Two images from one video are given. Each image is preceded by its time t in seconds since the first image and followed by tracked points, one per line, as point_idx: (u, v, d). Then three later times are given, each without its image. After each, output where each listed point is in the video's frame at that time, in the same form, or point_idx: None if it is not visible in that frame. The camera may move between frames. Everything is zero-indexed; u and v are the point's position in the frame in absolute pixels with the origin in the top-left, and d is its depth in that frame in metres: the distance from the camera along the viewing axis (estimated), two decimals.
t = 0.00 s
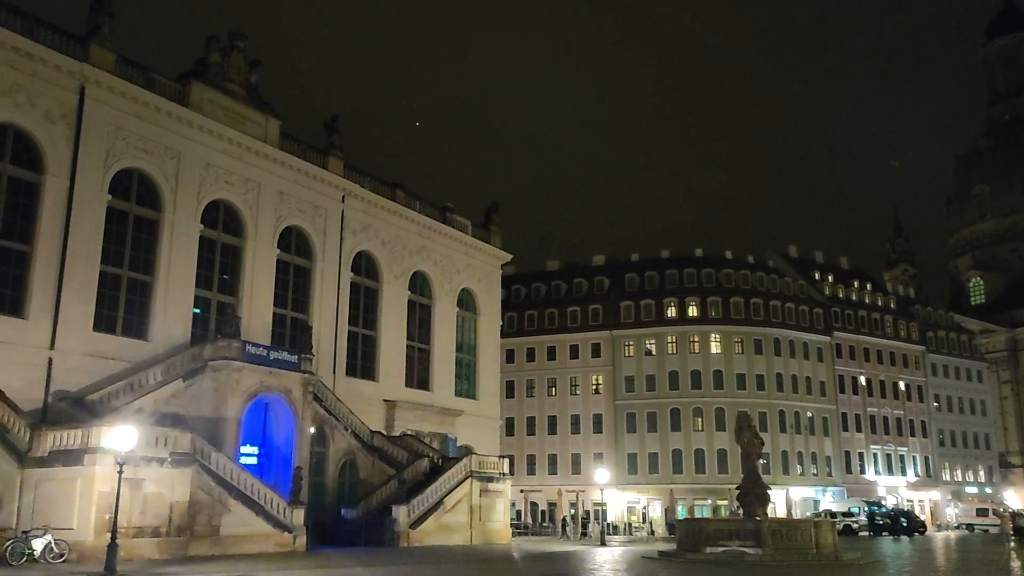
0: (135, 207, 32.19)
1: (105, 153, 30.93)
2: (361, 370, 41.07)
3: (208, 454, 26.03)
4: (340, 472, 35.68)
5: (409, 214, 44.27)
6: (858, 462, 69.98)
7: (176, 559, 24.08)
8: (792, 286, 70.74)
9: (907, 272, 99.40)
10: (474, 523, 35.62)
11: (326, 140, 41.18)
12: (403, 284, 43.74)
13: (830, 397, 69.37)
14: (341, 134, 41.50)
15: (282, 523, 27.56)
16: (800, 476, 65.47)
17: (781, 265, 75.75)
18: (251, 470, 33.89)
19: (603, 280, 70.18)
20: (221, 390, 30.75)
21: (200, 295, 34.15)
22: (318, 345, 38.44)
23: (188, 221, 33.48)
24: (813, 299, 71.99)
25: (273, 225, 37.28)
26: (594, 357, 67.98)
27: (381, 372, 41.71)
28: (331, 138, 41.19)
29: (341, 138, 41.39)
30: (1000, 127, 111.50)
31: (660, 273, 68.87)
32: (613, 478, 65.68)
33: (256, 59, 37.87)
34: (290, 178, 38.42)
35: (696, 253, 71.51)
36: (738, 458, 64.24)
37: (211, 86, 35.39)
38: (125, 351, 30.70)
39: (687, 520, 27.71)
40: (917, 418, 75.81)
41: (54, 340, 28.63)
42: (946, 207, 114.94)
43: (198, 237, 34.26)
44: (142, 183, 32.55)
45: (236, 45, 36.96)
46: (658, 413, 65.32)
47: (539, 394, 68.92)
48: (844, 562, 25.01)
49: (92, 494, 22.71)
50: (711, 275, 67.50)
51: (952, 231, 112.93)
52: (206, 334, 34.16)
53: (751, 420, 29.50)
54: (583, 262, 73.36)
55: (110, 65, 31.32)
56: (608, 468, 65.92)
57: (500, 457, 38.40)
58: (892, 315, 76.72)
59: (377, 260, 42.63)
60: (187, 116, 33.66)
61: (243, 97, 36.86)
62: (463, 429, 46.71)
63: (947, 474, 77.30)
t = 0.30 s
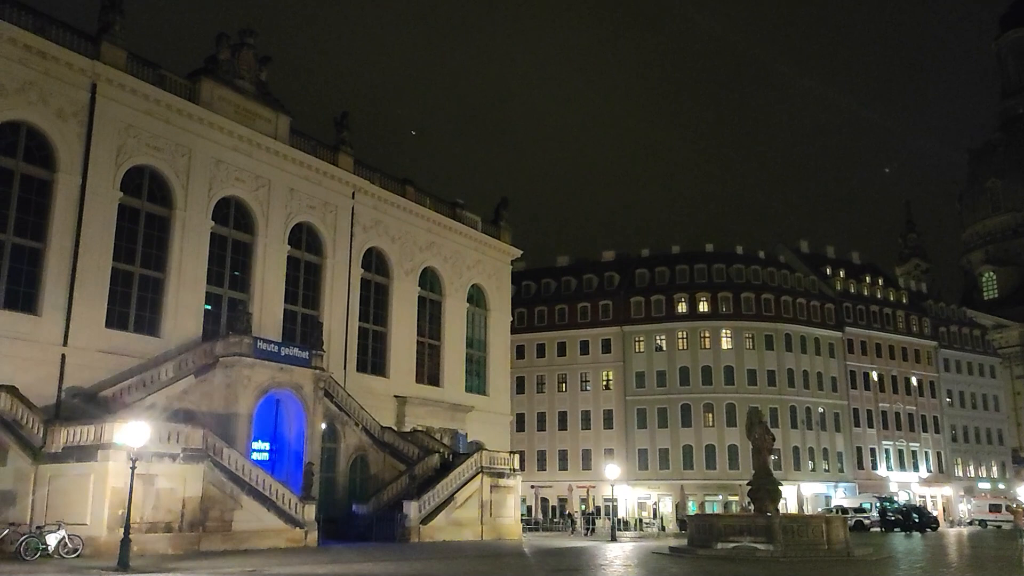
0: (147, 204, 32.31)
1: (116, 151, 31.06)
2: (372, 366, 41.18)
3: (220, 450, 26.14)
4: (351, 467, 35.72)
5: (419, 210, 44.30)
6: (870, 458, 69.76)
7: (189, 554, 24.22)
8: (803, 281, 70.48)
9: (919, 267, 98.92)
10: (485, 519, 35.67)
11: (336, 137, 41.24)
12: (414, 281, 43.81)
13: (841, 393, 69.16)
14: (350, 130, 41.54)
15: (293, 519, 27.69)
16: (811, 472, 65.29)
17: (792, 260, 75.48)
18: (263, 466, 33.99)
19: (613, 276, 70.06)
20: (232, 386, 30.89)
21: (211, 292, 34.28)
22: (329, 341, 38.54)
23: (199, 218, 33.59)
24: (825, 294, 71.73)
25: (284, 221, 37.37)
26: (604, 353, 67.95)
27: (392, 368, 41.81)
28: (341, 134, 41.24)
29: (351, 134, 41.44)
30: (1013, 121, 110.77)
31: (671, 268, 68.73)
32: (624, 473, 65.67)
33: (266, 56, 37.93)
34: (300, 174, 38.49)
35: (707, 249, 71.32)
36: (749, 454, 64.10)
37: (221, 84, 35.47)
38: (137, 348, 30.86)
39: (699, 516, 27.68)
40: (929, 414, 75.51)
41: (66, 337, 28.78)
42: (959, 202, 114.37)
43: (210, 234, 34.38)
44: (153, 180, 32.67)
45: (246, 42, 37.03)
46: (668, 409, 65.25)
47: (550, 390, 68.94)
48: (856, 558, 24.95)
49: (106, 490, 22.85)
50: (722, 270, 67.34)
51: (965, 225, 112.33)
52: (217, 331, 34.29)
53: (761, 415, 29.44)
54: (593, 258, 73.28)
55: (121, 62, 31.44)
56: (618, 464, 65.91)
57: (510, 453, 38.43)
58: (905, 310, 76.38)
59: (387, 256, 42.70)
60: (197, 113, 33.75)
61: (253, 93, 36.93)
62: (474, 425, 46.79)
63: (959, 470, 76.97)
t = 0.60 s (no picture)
0: (159, 203, 32.46)
1: (128, 150, 31.22)
2: (383, 363, 41.29)
3: (233, 448, 26.26)
4: (363, 465, 35.79)
5: (429, 208, 44.33)
6: (883, 454, 69.51)
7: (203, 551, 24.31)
8: (815, 277, 70.20)
9: (931, 263, 98.47)
10: (496, 516, 35.73)
11: (346, 135, 41.32)
12: (424, 278, 43.86)
13: (854, 389, 68.88)
14: (361, 129, 41.63)
15: (305, 516, 27.83)
16: (824, 469, 65.07)
17: (804, 256, 75.20)
18: (275, 463, 34.15)
19: (624, 273, 69.97)
20: (244, 384, 31.00)
21: (223, 290, 34.44)
22: (340, 339, 38.65)
23: (211, 217, 33.74)
24: (837, 291, 71.44)
25: (295, 220, 37.48)
26: (615, 350, 67.87)
27: (404, 365, 41.91)
28: (352, 132, 41.32)
29: (361, 132, 41.52)
30: None
31: (682, 265, 68.61)
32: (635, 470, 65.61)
33: (277, 55, 38.03)
34: (311, 173, 38.59)
35: (718, 245, 71.13)
36: (761, 450, 63.94)
37: (232, 82, 35.59)
38: (150, 346, 31.04)
39: (711, 512, 27.62)
40: (943, 410, 75.15)
41: (80, 336, 28.95)
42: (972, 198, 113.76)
43: (221, 232, 34.51)
44: (165, 179, 32.82)
45: (256, 41, 37.13)
46: (679, 406, 65.15)
47: (561, 387, 68.93)
48: (869, 555, 24.86)
49: (120, 487, 22.96)
50: (733, 267, 67.18)
51: (978, 221, 111.72)
52: (229, 329, 34.43)
53: (774, 412, 29.37)
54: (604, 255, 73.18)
55: (133, 62, 31.59)
56: (630, 461, 65.83)
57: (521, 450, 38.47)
58: (918, 306, 76.04)
59: (398, 254, 42.76)
60: (209, 111, 33.88)
61: (264, 92, 37.05)
62: (485, 422, 46.84)
63: (973, 466, 76.58)
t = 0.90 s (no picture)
0: (172, 204, 32.62)
1: (142, 151, 31.38)
2: (396, 363, 41.37)
3: (247, 447, 26.37)
4: (376, 464, 35.90)
5: (441, 207, 44.35)
6: (898, 452, 69.17)
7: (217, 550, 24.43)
8: (828, 274, 69.87)
9: (946, 259, 97.80)
10: (510, 515, 35.74)
11: (358, 135, 41.40)
12: (436, 278, 43.90)
13: (868, 387, 68.54)
14: (372, 129, 41.71)
15: (320, 515, 27.93)
16: (838, 467, 64.78)
17: (818, 253, 74.85)
18: (290, 462, 34.23)
19: (636, 271, 69.83)
20: (258, 383, 31.13)
21: (237, 291, 34.58)
22: (353, 338, 38.75)
23: (224, 217, 33.89)
24: (850, 288, 71.08)
25: (308, 220, 37.59)
26: (628, 349, 67.75)
27: (416, 365, 41.98)
28: (363, 132, 41.41)
29: (373, 132, 41.60)
30: None
31: (694, 263, 68.41)
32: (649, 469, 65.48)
33: (289, 55, 38.14)
34: (323, 173, 38.69)
35: (731, 243, 70.89)
36: (775, 448, 63.72)
37: (244, 83, 35.72)
38: (164, 346, 31.20)
39: (724, 510, 27.54)
40: (958, 407, 74.71)
41: (95, 336, 29.14)
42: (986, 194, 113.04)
43: (234, 233, 34.65)
44: (178, 181, 32.96)
45: (268, 42, 37.25)
46: (693, 404, 64.99)
47: (573, 386, 68.86)
48: (884, 553, 24.76)
49: (135, 487, 23.09)
50: (746, 264, 66.90)
51: (993, 217, 110.97)
52: (243, 329, 34.58)
53: (787, 410, 29.26)
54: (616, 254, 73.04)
55: (146, 64, 31.75)
56: (643, 460, 65.73)
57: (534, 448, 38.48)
58: (932, 303, 75.60)
59: (410, 253, 42.82)
60: (221, 113, 34.02)
61: (276, 93, 37.17)
62: (498, 421, 46.87)
63: (989, 464, 76.09)
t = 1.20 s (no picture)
0: (184, 205, 32.75)
1: (154, 153, 31.53)
2: (407, 362, 41.44)
3: (260, 447, 26.48)
4: (388, 463, 35.99)
5: (451, 206, 44.38)
6: (911, 450, 68.87)
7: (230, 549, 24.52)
8: (840, 271, 69.55)
9: (959, 256, 97.22)
10: (522, 514, 35.75)
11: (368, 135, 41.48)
12: (447, 277, 43.94)
13: (881, 384, 68.22)
14: (383, 129, 41.78)
15: (333, 514, 28.03)
16: (851, 465, 64.51)
17: (830, 251, 74.53)
18: (302, 462, 34.22)
19: (647, 270, 69.69)
20: (271, 383, 31.27)
21: (249, 291, 34.72)
22: (365, 338, 38.84)
23: (236, 218, 34.02)
24: (863, 285, 70.75)
25: (319, 220, 37.68)
26: (639, 347, 67.65)
27: (427, 364, 42.05)
28: (374, 133, 41.48)
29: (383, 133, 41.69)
30: None
31: (705, 261, 68.23)
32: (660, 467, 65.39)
33: (299, 56, 38.25)
34: (334, 173, 38.78)
35: (742, 241, 70.67)
36: (787, 447, 63.52)
37: (255, 84, 35.83)
38: (177, 347, 31.37)
39: (736, 510, 27.47)
40: (972, 404, 74.31)
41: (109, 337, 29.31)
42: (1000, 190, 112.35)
43: (246, 233, 34.77)
44: (190, 181, 33.10)
45: (279, 43, 37.36)
46: (704, 403, 64.83)
47: (585, 384, 68.82)
48: (898, 552, 24.64)
49: (149, 486, 23.21)
50: (757, 262, 66.67)
51: (1007, 214, 110.27)
52: (255, 329, 34.71)
53: (799, 408, 29.15)
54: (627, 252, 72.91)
55: (157, 66, 31.90)
56: (655, 458, 65.62)
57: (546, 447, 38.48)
58: (946, 300, 75.18)
59: (420, 253, 42.87)
60: (232, 113, 34.13)
61: (287, 94, 37.28)
62: (509, 419, 46.89)
63: (1004, 461, 75.58)
